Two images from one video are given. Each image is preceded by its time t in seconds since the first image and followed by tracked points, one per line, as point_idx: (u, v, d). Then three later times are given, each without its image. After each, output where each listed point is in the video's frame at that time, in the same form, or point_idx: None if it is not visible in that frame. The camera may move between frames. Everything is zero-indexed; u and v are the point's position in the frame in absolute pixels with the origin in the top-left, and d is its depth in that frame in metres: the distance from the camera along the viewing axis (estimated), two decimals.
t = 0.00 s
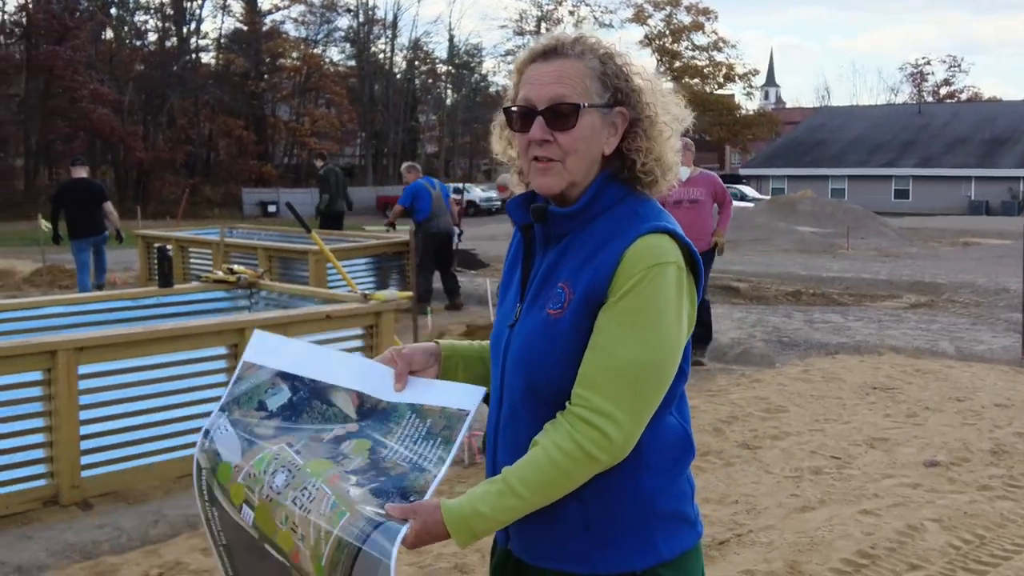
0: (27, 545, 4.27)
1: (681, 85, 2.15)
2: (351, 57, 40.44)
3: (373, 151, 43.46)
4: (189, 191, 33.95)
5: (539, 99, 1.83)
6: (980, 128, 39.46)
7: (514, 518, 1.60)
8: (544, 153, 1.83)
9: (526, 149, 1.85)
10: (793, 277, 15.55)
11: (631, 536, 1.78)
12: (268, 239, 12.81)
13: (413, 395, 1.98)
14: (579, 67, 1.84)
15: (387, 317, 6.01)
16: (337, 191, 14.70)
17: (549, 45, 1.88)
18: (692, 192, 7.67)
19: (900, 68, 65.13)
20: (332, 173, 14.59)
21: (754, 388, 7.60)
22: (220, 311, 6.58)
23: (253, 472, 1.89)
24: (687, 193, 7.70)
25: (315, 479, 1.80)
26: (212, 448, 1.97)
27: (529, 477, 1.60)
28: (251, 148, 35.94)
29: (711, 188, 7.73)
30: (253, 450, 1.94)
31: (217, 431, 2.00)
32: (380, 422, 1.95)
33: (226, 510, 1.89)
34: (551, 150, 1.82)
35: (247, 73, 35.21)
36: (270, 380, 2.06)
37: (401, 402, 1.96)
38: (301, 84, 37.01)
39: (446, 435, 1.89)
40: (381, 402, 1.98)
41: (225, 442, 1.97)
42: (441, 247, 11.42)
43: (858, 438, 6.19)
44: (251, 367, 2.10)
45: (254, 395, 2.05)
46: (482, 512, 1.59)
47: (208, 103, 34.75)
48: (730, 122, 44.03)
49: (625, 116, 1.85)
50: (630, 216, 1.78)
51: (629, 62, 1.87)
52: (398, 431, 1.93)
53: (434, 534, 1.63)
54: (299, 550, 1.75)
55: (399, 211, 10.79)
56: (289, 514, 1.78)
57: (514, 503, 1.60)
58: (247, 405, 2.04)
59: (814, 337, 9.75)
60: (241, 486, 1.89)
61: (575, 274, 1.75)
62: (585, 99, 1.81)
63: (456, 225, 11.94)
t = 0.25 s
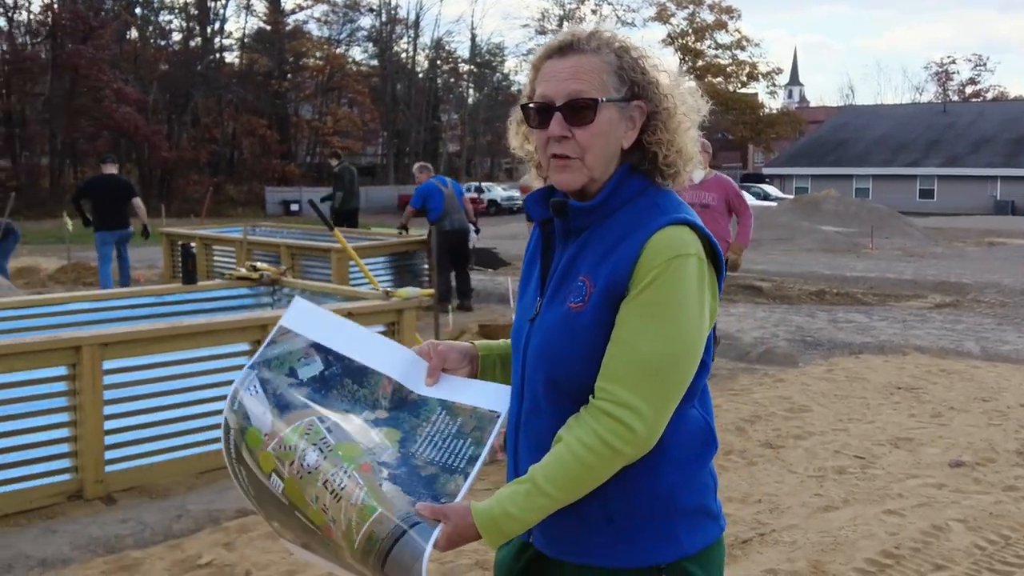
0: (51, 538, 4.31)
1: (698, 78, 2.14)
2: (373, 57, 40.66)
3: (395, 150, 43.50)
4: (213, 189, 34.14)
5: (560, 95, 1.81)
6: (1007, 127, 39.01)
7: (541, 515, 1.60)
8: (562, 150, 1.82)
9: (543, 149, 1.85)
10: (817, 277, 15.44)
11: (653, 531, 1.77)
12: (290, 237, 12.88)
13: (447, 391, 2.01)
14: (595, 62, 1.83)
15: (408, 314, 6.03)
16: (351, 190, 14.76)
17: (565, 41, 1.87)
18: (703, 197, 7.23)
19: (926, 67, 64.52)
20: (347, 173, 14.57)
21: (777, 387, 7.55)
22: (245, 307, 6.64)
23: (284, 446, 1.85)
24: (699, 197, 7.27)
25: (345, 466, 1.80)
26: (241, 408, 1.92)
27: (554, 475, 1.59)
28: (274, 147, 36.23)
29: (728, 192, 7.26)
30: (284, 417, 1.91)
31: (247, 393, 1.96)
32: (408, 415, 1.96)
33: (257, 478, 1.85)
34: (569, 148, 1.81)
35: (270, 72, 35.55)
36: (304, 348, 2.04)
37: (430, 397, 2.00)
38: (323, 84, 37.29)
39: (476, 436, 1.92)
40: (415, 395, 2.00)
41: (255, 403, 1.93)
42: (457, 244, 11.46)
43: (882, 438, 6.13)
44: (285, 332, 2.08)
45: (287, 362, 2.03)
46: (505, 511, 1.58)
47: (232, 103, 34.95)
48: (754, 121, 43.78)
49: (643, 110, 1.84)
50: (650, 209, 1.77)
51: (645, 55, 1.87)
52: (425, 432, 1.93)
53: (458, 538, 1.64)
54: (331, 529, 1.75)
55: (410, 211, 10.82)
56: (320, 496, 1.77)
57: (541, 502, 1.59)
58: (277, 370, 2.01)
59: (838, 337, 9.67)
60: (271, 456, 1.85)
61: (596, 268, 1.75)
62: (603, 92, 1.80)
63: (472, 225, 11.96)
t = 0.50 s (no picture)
0: (72, 532, 4.34)
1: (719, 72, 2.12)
2: (395, 54, 40.71)
3: (416, 147, 43.58)
4: (235, 186, 34.39)
5: (580, 89, 1.80)
6: None
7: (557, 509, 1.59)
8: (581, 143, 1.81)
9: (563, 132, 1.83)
10: (839, 275, 15.32)
11: (668, 526, 1.77)
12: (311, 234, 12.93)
13: (470, 361, 1.96)
14: (613, 58, 1.82)
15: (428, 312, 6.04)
16: (360, 189, 14.83)
17: (581, 37, 1.87)
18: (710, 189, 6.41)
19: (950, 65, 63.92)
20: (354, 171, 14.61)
21: (798, 386, 7.51)
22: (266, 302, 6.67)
23: (318, 359, 1.87)
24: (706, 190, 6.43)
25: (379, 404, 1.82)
26: (277, 308, 1.91)
27: (569, 470, 1.58)
28: (296, 145, 36.39)
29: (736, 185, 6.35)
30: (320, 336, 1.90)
31: (291, 297, 1.93)
32: (431, 374, 1.93)
33: (275, 383, 1.84)
34: (586, 143, 1.81)
35: (291, 70, 35.75)
36: (347, 272, 1.97)
37: (453, 362, 1.95)
38: (345, 81, 37.52)
39: (495, 414, 1.90)
40: (440, 355, 1.96)
41: (293, 309, 1.91)
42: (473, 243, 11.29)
43: (904, 437, 6.08)
44: (330, 248, 1.98)
45: (324, 281, 1.97)
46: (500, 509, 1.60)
47: (254, 100, 35.17)
48: (775, 119, 43.55)
49: (661, 104, 1.83)
50: (668, 204, 1.76)
51: (663, 50, 1.85)
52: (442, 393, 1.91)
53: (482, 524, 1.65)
54: (338, 455, 1.75)
55: (426, 210, 10.85)
56: (344, 418, 1.79)
57: (558, 496, 1.59)
58: (315, 286, 1.96)
59: (860, 335, 9.60)
60: (298, 365, 1.85)
61: (613, 262, 1.74)
62: (620, 87, 1.79)
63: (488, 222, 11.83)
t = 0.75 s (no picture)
0: (88, 528, 4.37)
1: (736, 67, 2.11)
2: (411, 52, 40.72)
3: (432, 145, 43.58)
4: (252, 184, 34.52)
5: (599, 88, 1.79)
6: None
7: (579, 519, 1.57)
8: (597, 142, 1.81)
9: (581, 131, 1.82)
10: (857, 273, 15.23)
11: (679, 525, 1.76)
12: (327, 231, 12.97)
13: (476, 384, 1.96)
14: (630, 57, 1.80)
15: (443, 308, 6.05)
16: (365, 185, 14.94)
17: (598, 33, 1.85)
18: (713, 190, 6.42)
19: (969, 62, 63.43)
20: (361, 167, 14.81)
21: (815, 384, 7.47)
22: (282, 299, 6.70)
23: (350, 379, 1.87)
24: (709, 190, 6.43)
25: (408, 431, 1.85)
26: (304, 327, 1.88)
27: (589, 478, 1.57)
28: (312, 142, 36.52)
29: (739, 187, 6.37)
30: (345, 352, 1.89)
31: (315, 316, 1.90)
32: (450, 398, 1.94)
33: (304, 398, 1.81)
34: (603, 142, 1.80)
35: (308, 67, 35.84)
36: (360, 292, 1.96)
37: (464, 388, 1.95)
38: (361, 78, 37.69)
39: (507, 441, 1.91)
40: (447, 378, 1.96)
41: (317, 324, 1.90)
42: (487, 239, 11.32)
43: (921, 437, 6.03)
44: (344, 268, 1.97)
45: (339, 303, 1.95)
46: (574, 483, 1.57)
47: (272, 98, 35.27)
48: (793, 116, 43.34)
49: (680, 103, 1.82)
50: (683, 203, 1.75)
51: (683, 43, 1.84)
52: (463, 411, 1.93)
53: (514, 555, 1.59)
54: (381, 469, 1.78)
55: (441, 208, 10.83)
56: (384, 435, 1.82)
57: (579, 507, 1.57)
58: (334, 303, 1.94)
59: (877, 334, 9.54)
60: (332, 379, 1.85)
61: (628, 261, 1.73)
62: (637, 86, 1.78)
63: (502, 219, 11.84)
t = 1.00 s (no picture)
0: (99, 525, 4.39)
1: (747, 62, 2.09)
2: (422, 49, 40.70)
3: (443, 143, 43.56)
4: (263, 181, 34.66)
5: (595, 101, 1.76)
6: None
7: (594, 526, 1.58)
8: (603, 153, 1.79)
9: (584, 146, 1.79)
10: (870, 271, 15.16)
11: (687, 524, 1.75)
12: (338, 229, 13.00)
13: (504, 436, 2.05)
14: (632, 55, 1.78)
15: (454, 306, 6.04)
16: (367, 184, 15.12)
17: (598, 36, 1.81)
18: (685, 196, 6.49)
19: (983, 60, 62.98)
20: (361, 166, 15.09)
21: (827, 383, 7.44)
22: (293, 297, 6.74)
23: None
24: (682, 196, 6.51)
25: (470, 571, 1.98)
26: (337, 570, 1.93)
27: (603, 483, 1.57)
28: (324, 140, 36.61)
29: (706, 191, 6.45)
30: (383, 561, 1.95)
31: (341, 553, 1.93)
32: (482, 479, 2.00)
33: None
34: (603, 153, 1.78)
35: (320, 65, 35.85)
36: (356, 473, 1.94)
37: (490, 448, 2.02)
38: (373, 76, 37.76)
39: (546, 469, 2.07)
40: (470, 455, 2.00)
41: (352, 557, 1.95)
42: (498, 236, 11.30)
43: (933, 436, 6.00)
44: (329, 468, 1.92)
45: (348, 496, 1.94)
46: None
47: (283, 95, 35.34)
48: (806, 114, 43.18)
49: (681, 103, 1.78)
50: (693, 201, 1.74)
51: (689, 42, 1.81)
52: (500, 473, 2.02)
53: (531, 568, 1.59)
54: None
55: (451, 206, 10.81)
56: None
57: (593, 511, 1.58)
58: (345, 509, 1.94)
59: (889, 332, 9.50)
60: None
61: (637, 258, 1.72)
62: (635, 95, 1.75)
63: (514, 216, 11.80)
